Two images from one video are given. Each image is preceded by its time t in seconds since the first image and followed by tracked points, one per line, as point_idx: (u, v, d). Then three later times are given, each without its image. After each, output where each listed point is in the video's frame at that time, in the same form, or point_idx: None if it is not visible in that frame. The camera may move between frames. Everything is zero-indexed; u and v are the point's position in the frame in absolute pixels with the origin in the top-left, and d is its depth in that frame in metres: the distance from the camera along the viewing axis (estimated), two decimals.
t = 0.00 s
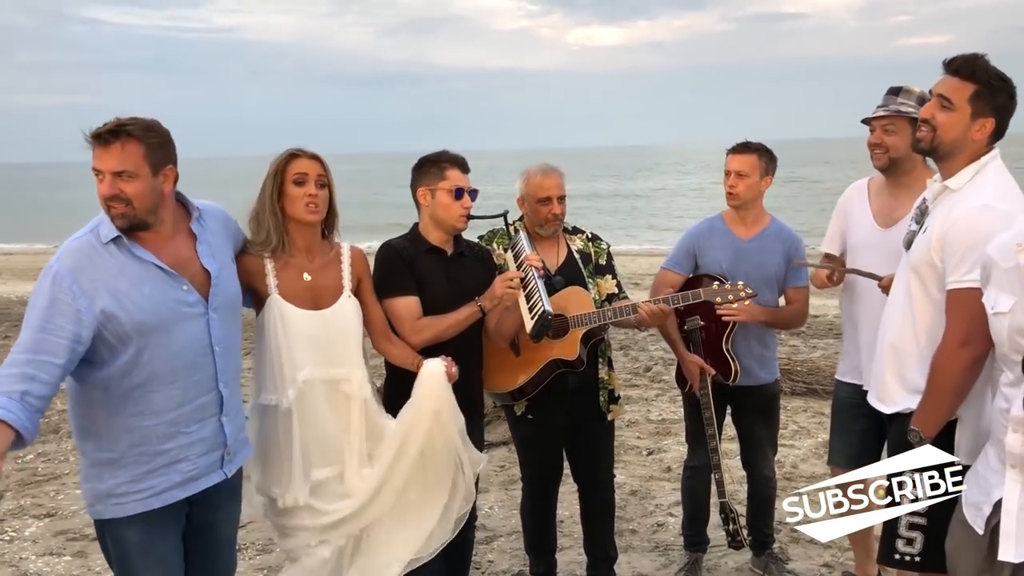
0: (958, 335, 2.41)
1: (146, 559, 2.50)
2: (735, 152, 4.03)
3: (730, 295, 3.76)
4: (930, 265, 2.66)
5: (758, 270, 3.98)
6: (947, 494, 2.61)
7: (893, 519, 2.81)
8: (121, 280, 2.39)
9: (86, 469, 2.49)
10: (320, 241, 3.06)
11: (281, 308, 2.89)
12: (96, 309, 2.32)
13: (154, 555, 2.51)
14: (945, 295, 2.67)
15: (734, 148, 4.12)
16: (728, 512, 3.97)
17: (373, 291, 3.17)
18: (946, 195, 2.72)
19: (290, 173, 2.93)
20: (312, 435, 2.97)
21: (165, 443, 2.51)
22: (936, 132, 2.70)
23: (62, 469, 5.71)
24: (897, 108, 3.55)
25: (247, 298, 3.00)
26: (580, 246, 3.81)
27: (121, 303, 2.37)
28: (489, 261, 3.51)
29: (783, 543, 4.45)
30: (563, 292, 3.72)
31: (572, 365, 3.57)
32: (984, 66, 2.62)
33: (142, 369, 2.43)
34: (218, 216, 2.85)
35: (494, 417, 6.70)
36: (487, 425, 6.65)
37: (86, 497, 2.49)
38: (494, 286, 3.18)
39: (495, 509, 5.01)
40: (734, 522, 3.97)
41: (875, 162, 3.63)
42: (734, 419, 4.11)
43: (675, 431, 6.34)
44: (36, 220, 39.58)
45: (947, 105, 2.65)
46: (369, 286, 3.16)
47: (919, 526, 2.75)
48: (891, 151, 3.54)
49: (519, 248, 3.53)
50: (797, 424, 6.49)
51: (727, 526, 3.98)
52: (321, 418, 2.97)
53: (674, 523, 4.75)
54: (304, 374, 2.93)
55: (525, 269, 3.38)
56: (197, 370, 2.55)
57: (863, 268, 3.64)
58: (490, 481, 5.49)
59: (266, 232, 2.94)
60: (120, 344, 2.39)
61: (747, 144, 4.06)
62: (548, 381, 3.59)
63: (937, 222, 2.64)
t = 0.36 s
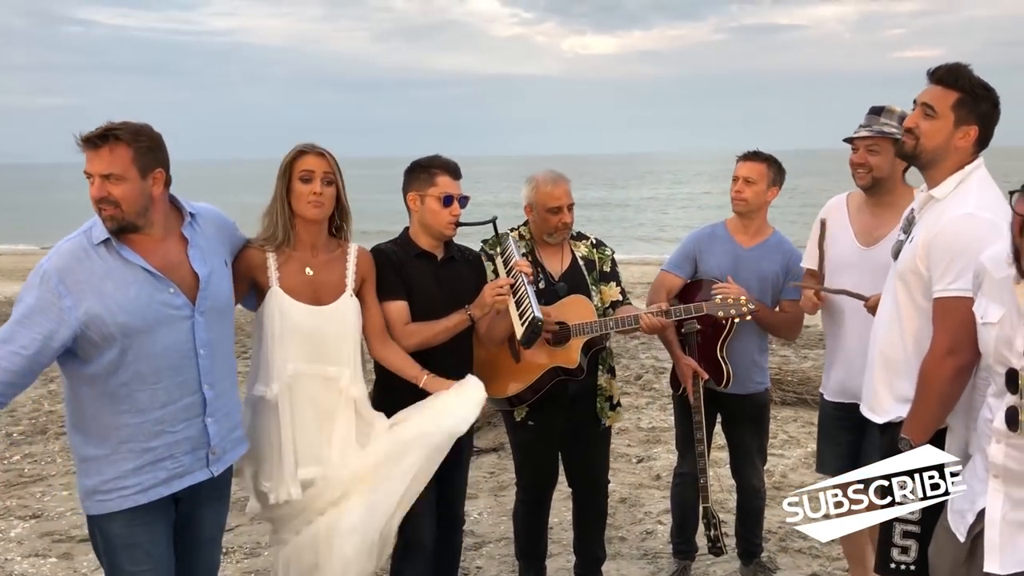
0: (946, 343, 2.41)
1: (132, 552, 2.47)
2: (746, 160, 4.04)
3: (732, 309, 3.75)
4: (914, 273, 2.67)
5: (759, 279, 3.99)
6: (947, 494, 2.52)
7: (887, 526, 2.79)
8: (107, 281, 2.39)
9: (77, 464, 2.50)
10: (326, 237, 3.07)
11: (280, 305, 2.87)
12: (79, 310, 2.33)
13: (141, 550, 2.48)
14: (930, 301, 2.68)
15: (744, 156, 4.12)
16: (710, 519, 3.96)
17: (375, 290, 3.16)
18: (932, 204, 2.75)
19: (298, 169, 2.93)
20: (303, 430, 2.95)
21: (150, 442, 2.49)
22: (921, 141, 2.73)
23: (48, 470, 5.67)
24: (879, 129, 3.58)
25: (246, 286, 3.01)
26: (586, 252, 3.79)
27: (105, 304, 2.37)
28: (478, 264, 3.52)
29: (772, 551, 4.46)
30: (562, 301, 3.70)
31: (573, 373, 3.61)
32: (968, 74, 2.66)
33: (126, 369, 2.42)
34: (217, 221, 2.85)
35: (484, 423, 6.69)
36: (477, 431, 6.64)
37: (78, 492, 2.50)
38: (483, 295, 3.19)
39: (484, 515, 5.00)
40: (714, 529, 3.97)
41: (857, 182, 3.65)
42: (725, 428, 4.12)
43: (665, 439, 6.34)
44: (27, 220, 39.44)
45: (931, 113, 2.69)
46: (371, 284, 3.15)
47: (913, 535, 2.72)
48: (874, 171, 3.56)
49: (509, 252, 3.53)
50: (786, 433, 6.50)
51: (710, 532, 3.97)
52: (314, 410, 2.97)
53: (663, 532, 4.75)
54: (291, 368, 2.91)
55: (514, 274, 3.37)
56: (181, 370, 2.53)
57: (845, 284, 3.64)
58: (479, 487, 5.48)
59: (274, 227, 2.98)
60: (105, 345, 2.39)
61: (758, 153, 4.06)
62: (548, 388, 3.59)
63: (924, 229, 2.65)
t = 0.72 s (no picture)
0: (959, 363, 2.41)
1: (132, 551, 2.47)
2: (757, 160, 4.04)
3: (752, 317, 3.71)
4: (911, 304, 2.65)
5: (758, 278, 3.99)
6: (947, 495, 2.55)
7: (894, 523, 2.78)
8: (104, 284, 2.40)
9: (80, 465, 2.51)
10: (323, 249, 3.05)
11: (271, 318, 2.90)
12: (77, 311, 2.35)
13: (142, 548, 2.48)
14: (931, 329, 2.64)
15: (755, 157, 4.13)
16: (703, 517, 3.95)
17: (374, 301, 3.14)
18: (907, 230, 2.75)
19: (290, 183, 2.92)
20: (302, 440, 2.96)
21: (148, 443, 2.49)
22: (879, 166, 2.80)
23: (45, 469, 5.67)
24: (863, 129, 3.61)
25: (245, 296, 3.03)
26: (610, 254, 3.79)
27: (102, 306, 2.38)
28: (475, 261, 3.50)
29: (770, 551, 4.46)
30: (583, 301, 3.72)
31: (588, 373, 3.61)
32: (917, 97, 2.75)
33: (124, 371, 2.43)
34: (217, 224, 2.85)
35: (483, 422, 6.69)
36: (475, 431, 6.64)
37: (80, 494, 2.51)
38: (481, 301, 3.20)
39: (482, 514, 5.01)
40: (706, 526, 3.95)
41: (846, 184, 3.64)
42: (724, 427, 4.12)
43: (663, 438, 6.34)
44: (25, 219, 39.40)
45: (884, 137, 2.78)
46: (369, 298, 3.13)
47: (917, 534, 2.71)
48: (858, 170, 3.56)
49: (507, 255, 3.51)
50: (784, 432, 6.51)
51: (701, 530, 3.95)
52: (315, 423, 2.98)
53: (661, 531, 4.75)
54: (285, 383, 2.93)
55: (513, 278, 3.35)
56: (179, 373, 2.53)
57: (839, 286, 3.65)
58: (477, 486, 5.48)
59: (269, 241, 2.97)
60: (102, 347, 2.40)
61: (767, 155, 4.06)
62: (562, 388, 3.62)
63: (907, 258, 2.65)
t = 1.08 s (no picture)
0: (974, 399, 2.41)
1: (154, 551, 2.49)
2: (774, 156, 4.01)
3: (775, 330, 3.73)
4: (922, 351, 2.62)
5: (772, 276, 4.00)
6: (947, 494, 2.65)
7: (915, 532, 2.76)
8: (134, 284, 2.43)
9: (96, 466, 2.51)
10: (328, 253, 3.08)
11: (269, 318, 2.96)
12: (108, 314, 2.37)
13: (163, 550, 2.50)
14: (948, 372, 2.61)
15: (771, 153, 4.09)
16: (718, 514, 3.97)
17: (377, 299, 3.13)
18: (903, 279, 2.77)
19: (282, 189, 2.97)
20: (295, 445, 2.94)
21: (174, 441, 2.51)
22: (862, 216, 2.91)
23: (59, 467, 5.71)
24: (882, 118, 3.68)
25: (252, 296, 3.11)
26: (636, 253, 3.80)
27: (133, 307, 2.41)
28: (484, 260, 3.51)
29: (780, 547, 4.47)
30: (606, 300, 3.74)
31: (605, 371, 3.63)
32: (884, 145, 2.89)
33: (153, 370, 2.46)
34: (224, 220, 2.88)
35: (493, 419, 6.71)
36: (485, 428, 6.66)
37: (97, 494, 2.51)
38: (490, 301, 3.24)
39: (492, 512, 5.02)
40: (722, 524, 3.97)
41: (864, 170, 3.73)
42: (738, 423, 4.11)
43: (673, 436, 6.34)
44: (36, 218, 39.62)
45: (859, 189, 2.89)
46: (372, 297, 3.12)
47: (938, 545, 2.70)
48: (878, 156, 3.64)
49: (515, 251, 3.54)
50: (795, 430, 6.50)
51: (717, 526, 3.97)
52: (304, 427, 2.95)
53: (672, 528, 4.76)
54: (280, 380, 2.94)
55: (520, 273, 3.35)
56: (205, 370, 2.57)
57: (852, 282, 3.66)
58: (488, 484, 5.50)
59: (273, 241, 3.05)
60: (132, 346, 2.43)
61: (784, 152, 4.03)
62: (578, 385, 3.63)
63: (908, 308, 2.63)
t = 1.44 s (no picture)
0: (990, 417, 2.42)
1: (180, 549, 2.51)
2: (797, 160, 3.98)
3: (796, 333, 3.73)
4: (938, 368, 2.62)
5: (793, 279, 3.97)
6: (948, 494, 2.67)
7: (930, 537, 2.69)
8: (167, 285, 2.46)
9: (116, 463, 2.51)
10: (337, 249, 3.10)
11: (282, 317, 2.96)
12: (144, 313, 2.38)
13: (188, 547, 2.53)
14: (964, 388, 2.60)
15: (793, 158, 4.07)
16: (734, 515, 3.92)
17: (387, 295, 3.18)
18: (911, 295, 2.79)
19: (301, 193, 2.97)
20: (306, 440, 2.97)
21: (201, 442, 2.55)
22: (867, 237, 3.03)
23: (77, 466, 5.76)
24: (900, 119, 3.84)
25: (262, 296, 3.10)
26: (660, 255, 3.77)
27: (167, 308, 2.43)
28: (500, 262, 3.50)
29: (795, 550, 4.45)
30: (625, 300, 3.72)
31: (622, 371, 3.64)
32: (882, 166, 3.04)
33: (183, 372, 2.49)
34: (246, 222, 2.91)
35: (507, 420, 6.72)
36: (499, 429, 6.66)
37: (116, 494, 2.52)
38: (500, 307, 3.19)
39: (506, 513, 5.02)
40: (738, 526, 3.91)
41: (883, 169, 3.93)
42: (755, 425, 4.10)
43: (688, 438, 6.32)
44: (55, 219, 39.94)
45: (862, 211, 3.02)
46: (384, 293, 3.18)
47: (953, 551, 2.61)
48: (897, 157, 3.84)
49: (531, 253, 3.52)
50: (811, 432, 6.47)
51: (732, 530, 3.93)
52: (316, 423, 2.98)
53: (686, 530, 4.74)
54: (289, 381, 2.95)
55: (535, 276, 3.41)
56: (232, 372, 2.60)
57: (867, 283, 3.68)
58: (502, 484, 5.50)
59: (285, 242, 3.03)
60: (164, 348, 2.44)
61: (807, 157, 4.00)
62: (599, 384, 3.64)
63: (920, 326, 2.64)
